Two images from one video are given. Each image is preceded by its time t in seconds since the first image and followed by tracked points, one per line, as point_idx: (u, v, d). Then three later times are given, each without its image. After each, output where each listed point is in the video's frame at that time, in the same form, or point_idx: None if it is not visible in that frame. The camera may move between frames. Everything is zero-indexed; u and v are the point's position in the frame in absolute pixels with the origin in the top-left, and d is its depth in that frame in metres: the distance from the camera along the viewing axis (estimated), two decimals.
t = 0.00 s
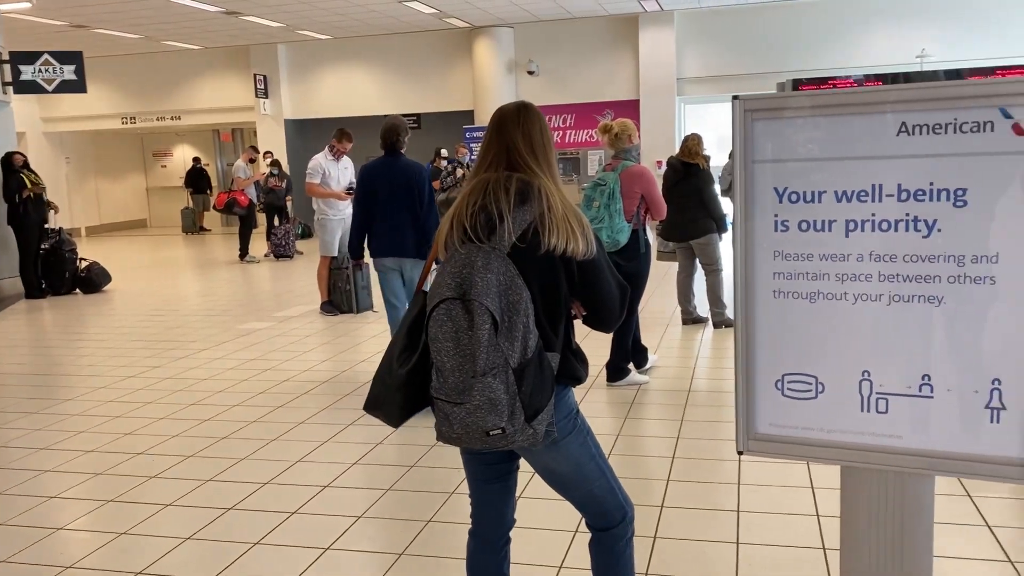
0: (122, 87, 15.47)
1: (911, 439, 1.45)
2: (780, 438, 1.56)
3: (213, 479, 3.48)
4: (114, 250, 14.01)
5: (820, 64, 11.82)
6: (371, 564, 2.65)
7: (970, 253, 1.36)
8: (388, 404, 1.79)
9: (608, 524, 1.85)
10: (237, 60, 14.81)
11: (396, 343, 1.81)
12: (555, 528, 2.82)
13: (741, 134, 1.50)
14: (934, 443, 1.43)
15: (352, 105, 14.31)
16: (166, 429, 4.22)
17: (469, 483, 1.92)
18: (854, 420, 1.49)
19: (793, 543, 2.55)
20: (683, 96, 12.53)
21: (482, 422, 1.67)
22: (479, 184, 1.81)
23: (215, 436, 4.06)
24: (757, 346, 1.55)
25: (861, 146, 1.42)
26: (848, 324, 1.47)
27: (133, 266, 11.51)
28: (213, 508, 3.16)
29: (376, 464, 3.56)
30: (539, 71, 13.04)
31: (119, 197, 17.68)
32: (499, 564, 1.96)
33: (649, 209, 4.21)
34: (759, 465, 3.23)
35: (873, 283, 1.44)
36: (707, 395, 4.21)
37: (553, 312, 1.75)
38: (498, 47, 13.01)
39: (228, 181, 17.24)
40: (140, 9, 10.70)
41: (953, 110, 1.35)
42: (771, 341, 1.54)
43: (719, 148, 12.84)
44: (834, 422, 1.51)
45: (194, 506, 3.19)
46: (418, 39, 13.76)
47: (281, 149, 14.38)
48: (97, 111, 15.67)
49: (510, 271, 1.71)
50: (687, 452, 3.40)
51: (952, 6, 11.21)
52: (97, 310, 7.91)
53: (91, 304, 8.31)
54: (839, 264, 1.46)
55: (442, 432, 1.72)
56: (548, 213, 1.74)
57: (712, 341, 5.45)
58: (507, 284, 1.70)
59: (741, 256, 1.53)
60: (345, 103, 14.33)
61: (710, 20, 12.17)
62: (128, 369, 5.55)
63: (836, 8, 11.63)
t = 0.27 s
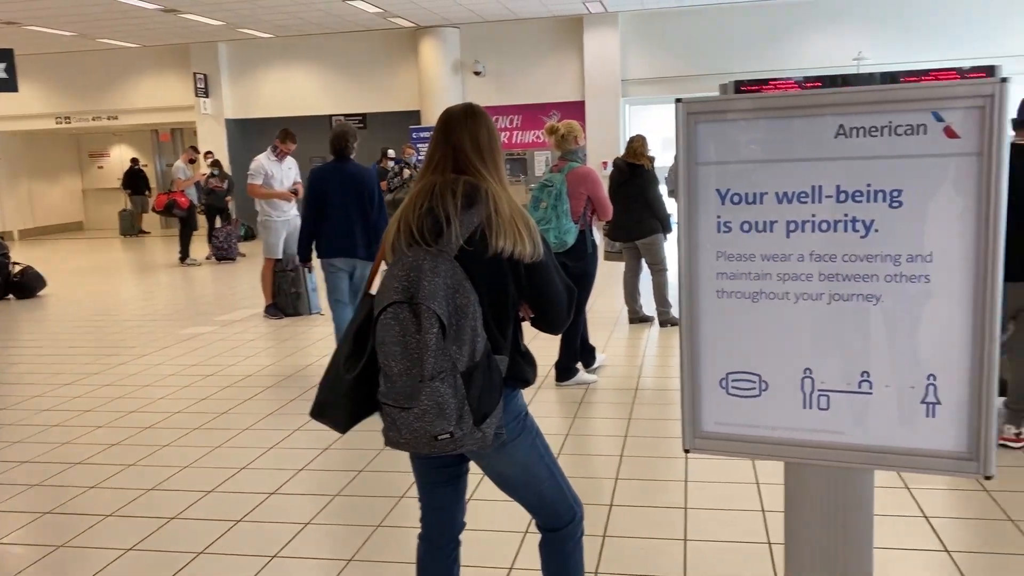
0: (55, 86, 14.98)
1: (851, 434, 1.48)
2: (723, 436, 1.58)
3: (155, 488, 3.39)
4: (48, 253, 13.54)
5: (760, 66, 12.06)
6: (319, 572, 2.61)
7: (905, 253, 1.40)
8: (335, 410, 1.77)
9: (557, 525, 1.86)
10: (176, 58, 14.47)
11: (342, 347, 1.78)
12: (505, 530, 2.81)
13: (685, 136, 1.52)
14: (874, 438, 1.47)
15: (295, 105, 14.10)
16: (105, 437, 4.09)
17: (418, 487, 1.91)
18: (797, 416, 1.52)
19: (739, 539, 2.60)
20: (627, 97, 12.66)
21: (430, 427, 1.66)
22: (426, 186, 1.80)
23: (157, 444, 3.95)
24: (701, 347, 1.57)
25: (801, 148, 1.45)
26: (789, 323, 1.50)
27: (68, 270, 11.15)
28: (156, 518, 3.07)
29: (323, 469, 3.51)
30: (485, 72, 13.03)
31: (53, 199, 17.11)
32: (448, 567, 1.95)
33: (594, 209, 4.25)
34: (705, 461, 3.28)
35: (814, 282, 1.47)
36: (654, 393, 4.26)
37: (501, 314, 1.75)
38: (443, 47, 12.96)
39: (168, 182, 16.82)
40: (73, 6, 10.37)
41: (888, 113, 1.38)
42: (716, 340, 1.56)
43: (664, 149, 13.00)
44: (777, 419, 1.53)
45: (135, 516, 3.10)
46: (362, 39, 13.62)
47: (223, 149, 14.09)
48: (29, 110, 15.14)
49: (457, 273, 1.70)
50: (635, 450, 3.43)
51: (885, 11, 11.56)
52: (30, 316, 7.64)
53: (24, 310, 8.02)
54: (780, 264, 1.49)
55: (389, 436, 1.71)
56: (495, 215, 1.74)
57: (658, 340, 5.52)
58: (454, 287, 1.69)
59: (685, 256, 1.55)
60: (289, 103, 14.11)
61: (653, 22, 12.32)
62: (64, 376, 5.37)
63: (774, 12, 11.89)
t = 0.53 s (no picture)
0: None
1: (783, 428, 1.52)
2: (660, 433, 1.61)
3: (83, 499, 3.26)
4: None
5: (694, 69, 12.29)
6: None
7: (832, 251, 1.44)
8: (271, 415, 1.73)
9: (499, 525, 1.85)
10: (102, 56, 14.01)
11: (277, 351, 1.75)
12: (447, 532, 2.80)
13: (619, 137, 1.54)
14: (805, 432, 1.51)
15: (228, 105, 13.79)
16: (28, 448, 3.92)
17: (357, 492, 1.88)
18: (731, 412, 1.55)
19: (678, 534, 2.63)
20: (565, 99, 12.75)
21: (369, 431, 1.64)
22: (361, 187, 1.78)
23: (84, 454, 3.81)
24: (637, 345, 1.59)
25: (731, 149, 1.48)
26: (722, 321, 1.53)
27: None
28: (84, 530, 2.96)
29: (260, 476, 3.43)
30: (422, 73, 12.97)
31: None
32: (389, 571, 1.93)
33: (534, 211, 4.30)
34: (643, 459, 3.32)
35: (745, 280, 1.50)
36: (593, 392, 4.30)
37: (439, 315, 1.74)
38: (379, 47, 12.86)
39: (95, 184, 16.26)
40: None
41: (814, 115, 1.42)
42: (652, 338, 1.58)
43: (601, 150, 13.13)
44: (712, 415, 1.56)
45: (62, 529, 2.98)
46: (297, 39, 13.40)
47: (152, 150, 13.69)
48: None
49: (394, 275, 1.68)
50: (575, 448, 3.45)
51: (812, 17, 11.91)
52: None
53: None
54: (713, 263, 1.52)
55: (327, 441, 1.68)
56: (432, 216, 1.72)
57: (598, 339, 5.58)
58: (392, 289, 1.67)
59: (621, 257, 1.57)
60: (221, 103, 13.79)
61: (589, 24, 12.44)
62: None
63: (706, 16, 12.14)
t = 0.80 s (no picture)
0: None
1: (705, 424, 1.55)
2: (588, 432, 1.62)
3: None
4: None
5: (619, 72, 12.48)
6: None
7: (751, 251, 1.48)
8: (193, 424, 1.68)
9: (429, 529, 1.84)
10: (10, 53, 13.38)
11: (199, 357, 1.70)
12: (378, 537, 2.77)
13: (544, 139, 1.54)
14: (728, 427, 1.54)
15: (147, 105, 13.34)
16: None
17: (284, 500, 1.84)
18: (656, 409, 1.58)
19: (607, 531, 2.67)
20: (493, 101, 12.77)
21: (295, 438, 1.61)
22: (284, 188, 1.74)
23: None
24: (565, 345, 1.60)
25: (654, 151, 1.50)
26: (647, 319, 1.55)
27: None
28: None
29: (183, 487, 3.33)
30: (349, 73, 12.80)
31: None
32: None
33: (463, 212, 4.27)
34: (574, 458, 3.35)
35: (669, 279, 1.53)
36: (524, 392, 4.32)
37: (366, 319, 1.72)
38: (304, 47, 12.63)
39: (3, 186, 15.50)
40: None
41: (732, 118, 1.45)
42: (579, 338, 1.59)
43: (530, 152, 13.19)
44: (638, 412, 1.58)
45: None
46: (218, 37, 13.06)
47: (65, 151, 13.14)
48: None
49: (319, 279, 1.65)
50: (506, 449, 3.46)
51: (732, 22, 12.24)
52: None
53: None
54: (638, 263, 1.54)
55: (252, 449, 1.65)
56: (358, 218, 1.69)
57: (528, 339, 5.60)
58: (316, 293, 1.64)
59: (548, 257, 1.57)
60: (139, 103, 13.34)
61: (517, 26, 12.50)
62: None
63: (631, 20, 12.32)
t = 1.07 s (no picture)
0: None
1: (631, 422, 1.58)
2: (516, 433, 1.63)
3: None
4: None
5: (545, 74, 12.57)
6: None
7: (673, 252, 1.51)
8: (108, 435, 1.62)
9: (356, 536, 1.82)
10: None
11: (113, 367, 1.64)
12: (306, 545, 2.72)
13: (469, 141, 1.54)
14: (652, 425, 1.57)
15: (57, 104, 12.79)
16: None
17: (206, 512, 1.79)
18: (582, 409, 1.59)
19: (537, 531, 2.68)
20: (419, 102, 12.70)
21: (216, 447, 1.57)
22: (202, 191, 1.69)
23: None
24: (492, 346, 1.60)
25: (579, 153, 1.52)
26: (573, 319, 1.57)
27: None
28: None
29: (101, 500, 3.20)
30: (271, 72, 12.55)
31: None
32: None
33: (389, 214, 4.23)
34: (504, 459, 3.36)
35: (594, 280, 1.55)
36: (454, 395, 4.31)
37: (288, 324, 1.68)
38: (224, 46, 12.31)
39: None
40: None
41: (653, 121, 1.48)
42: (506, 340, 1.60)
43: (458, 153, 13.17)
44: (565, 412, 1.60)
45: None
46: (133, 35, 12.62)
47: None
48: None
49: (239, 284, 1.61)
50: (436, 453, 3.44)
51: (654, 26, 12.48)
52: None
53: None
54: (563, 265, 1.55)
55: (172, 460, 1.60)
56: (278, 222, 1.66)
57: (458, 341, 5.60)
58: (236, 298, 1.60)
59: (474, 259, 1.57)
60: (48, 102, 12.78)
61: (442, 27, 12.46)
62: None
63: (557, 21, 12.43)
